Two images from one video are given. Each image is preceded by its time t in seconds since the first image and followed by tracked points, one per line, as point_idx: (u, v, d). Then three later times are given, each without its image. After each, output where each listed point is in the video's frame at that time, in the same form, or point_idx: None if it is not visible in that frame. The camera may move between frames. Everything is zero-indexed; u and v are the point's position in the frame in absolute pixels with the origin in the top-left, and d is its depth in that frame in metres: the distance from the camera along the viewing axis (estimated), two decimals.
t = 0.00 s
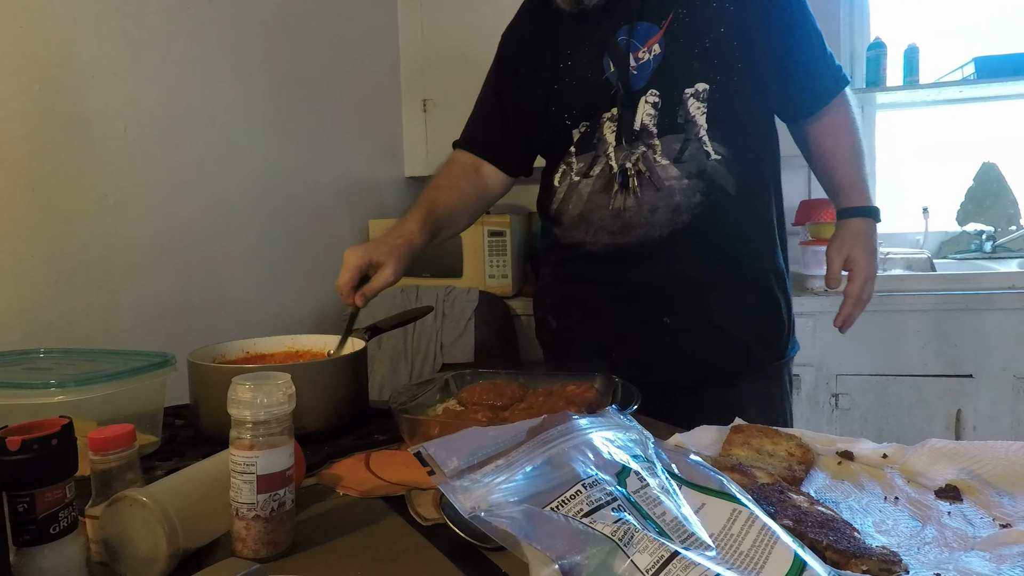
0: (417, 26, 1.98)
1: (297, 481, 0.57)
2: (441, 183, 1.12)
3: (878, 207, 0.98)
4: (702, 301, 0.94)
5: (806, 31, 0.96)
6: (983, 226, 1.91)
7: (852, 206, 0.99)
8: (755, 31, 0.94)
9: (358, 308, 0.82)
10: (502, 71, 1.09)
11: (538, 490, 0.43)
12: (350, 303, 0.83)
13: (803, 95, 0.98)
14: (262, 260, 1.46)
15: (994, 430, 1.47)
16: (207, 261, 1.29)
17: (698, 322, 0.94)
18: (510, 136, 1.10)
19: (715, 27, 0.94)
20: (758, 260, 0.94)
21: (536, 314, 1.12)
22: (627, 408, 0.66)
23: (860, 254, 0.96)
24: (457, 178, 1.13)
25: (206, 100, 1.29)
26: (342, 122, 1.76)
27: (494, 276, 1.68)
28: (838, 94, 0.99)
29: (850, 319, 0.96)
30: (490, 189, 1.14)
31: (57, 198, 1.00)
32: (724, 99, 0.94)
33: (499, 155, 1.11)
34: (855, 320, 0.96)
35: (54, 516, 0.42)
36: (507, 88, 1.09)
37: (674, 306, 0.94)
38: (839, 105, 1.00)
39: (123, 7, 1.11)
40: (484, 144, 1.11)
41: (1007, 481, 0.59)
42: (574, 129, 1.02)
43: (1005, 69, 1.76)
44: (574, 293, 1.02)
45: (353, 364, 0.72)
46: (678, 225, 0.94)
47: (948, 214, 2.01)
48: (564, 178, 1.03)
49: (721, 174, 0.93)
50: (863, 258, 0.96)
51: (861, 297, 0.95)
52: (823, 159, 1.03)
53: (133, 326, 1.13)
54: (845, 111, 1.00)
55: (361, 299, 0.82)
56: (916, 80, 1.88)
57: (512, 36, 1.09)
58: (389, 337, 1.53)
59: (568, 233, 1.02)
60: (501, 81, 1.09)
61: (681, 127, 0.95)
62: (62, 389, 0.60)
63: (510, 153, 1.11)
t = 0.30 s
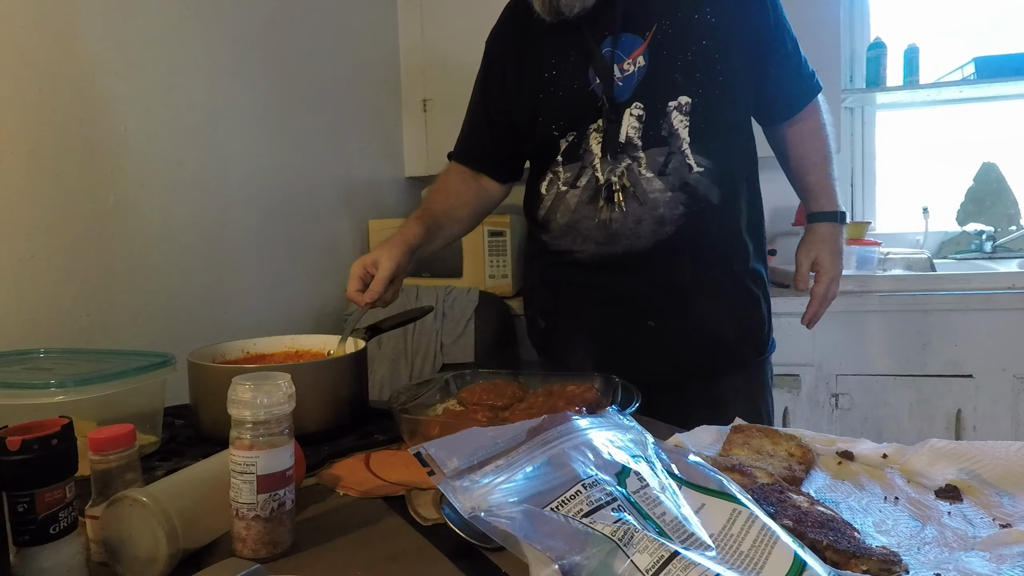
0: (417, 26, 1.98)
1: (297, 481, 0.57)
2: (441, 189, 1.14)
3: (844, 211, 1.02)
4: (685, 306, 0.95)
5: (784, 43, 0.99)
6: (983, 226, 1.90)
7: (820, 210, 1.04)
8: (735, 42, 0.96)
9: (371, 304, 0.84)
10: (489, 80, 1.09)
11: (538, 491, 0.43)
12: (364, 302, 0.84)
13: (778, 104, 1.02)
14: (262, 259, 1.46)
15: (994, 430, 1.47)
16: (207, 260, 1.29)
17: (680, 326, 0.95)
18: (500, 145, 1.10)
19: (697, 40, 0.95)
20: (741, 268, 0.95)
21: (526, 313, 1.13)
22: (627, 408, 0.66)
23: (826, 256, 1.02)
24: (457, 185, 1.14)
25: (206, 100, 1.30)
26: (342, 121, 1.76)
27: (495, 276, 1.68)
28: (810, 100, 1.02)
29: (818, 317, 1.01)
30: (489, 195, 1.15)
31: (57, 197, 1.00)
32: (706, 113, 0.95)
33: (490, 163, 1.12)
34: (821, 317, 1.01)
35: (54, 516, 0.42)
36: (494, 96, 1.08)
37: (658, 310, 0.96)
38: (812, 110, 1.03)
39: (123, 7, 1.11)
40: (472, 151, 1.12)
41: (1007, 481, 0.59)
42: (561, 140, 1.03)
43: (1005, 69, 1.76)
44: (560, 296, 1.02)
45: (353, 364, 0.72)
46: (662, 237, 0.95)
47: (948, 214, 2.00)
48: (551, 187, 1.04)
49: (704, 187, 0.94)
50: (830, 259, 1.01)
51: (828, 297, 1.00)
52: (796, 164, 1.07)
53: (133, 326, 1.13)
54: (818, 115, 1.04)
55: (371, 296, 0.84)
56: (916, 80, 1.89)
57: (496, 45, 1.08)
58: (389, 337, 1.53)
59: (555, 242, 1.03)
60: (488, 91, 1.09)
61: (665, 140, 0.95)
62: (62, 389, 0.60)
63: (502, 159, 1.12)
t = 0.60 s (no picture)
0: (417, 26, 1.98)
1: (296, 481, 0.57)
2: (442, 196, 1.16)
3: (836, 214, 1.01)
4: (674, 307, 0.95)
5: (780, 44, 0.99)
6: (983, 226, 1.91)
7: (812, 212, 1.03)
8: (724, 48, 0.96)
9: (365, 298, 0.85)
10: (485, 87, 1.09)
11: (538, 491, 0.43)
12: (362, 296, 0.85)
13: (773, 101, 1.00)
14: (262, 259, 1.46)
15: (994, 430, 1.47)
16: (207, 260, 1.29)
17: (670, 326, 0.95)
18: (499, 151, 1.11)
19: (684, 47, 0.95)
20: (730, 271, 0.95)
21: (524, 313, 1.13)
22: (627, 408, 0.66)
23: (816, 259, 1.01)
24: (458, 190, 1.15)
25: (206, 100, 1.29)
26: (343, 121, 1.76)
27: (495, 276, 1.68)
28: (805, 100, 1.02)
29: (807, 320, 1.01)
30: (491, 200, 1.16)
31: (57, 196, 1.00)
32: (693, 119, 0.95)
33: (489, 169, 1.12)
34: (812, 320, 1.00)
35: (54, 516, 0.42)
36: (491, 103, 1.09)
37: (649, 310, 0.96)
38: (806, 110, 1.03)
39: (123, 7, 1.11)
40: (472, 158, 1.12)
41: (1007, 481, 0.59)
42: (554, 145, 1.03)
43: (1004, 69, 1.76)
44: (553, 296, 1.03)
45: (353, 364, 0.72)
46: (651, 242, 0.96)
47: (948, 214, 2.00)
48: (543, 192, 1.04)
49: (692, 192, 0.94)
50: (820, 262, 1.00)
51: (818, 300, 0.99)
52: (787, 163, 1.06)
53: (133, 325, 1.13)
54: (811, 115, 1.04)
55: (367, 291, 0.85)
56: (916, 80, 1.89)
57: (491, 52, 1.09)
58: (389, 337, 1.53)
59: (547, 246, 1.04)
60: (486, 98, 1.09)
61: (653, 147, 0.96)
62: (62, 389, 0.60)
63: (500, 165, 1.12)
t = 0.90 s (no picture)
0: (417, 25, 1.98)
1: (296, 481, 0.57)
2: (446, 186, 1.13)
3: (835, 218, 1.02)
4: (671, 308, 0.95)
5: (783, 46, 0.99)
6: (983, 226, 1.90)
7: (809, 216, 1.04)
8: (723, 50, 0.96)
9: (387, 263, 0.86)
10: (486, 87, 1.09)
11: (538, 492, 0.43)
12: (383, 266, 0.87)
13: (773, 104, 1.00)
14: (261, 259, 1.46)
15: (994, 430, 1.47)
16: (207, 260, 1.29)
17: (668, 327, 0.95)
18: (498, 150, 1.11)
19: (684, 48, 0.95)
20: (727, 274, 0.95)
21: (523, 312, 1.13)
22: (627, 408, 0.66)
23: (812, 262, 1.01)
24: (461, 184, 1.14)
25: (206, 100, 1.30)
26: (343, 120, 1.76)
27: (494, 276, 1.68)
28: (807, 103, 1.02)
29: (802, 324, 1.01)
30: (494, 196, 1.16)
31: (57, 196, 1.00)
32: (692, 122, 0.95)
33: (488, 169, 1.12)
34: (806, 325, 1.00)
35: (54, 516, 0.42)
36: (490, 103, 1.08)
37: (647, 310, 0.96)
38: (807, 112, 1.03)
39: (123, 7, 1.11)
40: (470, 156, 1.12)
41: (1007, 481, 0.59)
42: (552, 146, 1.03)
43: (1004, 69, 1.76)
44: (552, 296, 1.03)
45: (353, 364, 0.72)
46: (648, 243, 0.96)
47: (948, 214, 2.00)
48: (541, 192, 1.04)
49: (689, 194, 0.95)
50: (817, 266, 1.00)
51: (813, 304, 1.00)
52: (787, 164, 1.06)
53: (133, 325, 1.13)
54: (813, 117, 1.04)
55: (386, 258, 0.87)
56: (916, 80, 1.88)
57: (492, 52, 1.09)
58: (389, 337, 1.53)
59: (546, 246, 1.04)
60: (485, 98, 1.09)
61: (651, 148, 0.96)
62: (62, 389, 0.60)
63: (499, 164, 1.12)
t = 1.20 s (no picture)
0: (417, 26, 1.98)
1: (297, 481, 0.57)
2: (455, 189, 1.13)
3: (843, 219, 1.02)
4: (679, 307, 0.95)
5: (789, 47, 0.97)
6: (983, 226, 1.90)
7: (817, 216, 1.03)
8: (733, 49, 0.96)
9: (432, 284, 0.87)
10: (493, 85, 1.09)
11: (538, 491, 0.43)
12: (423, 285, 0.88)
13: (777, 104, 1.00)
14: (261, 258, 1.46)
15: (994, 430, 1.47)
16: (207, 260, 1.29)
17: (676, 326, 0.95)
18: (504, 148, 1.11)
19: (694, 47, 0.95)
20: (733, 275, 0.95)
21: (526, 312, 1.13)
22: (627, 407, 0.66)
23: (821, 263, 1.01)
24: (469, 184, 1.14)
25: (206, 100, 1.30)
26: (343, 120, 1.76)
27: (494, 276, 1.68)
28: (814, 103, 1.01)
29: (810, 325, 1.01)
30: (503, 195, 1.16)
31: (57, 197, 1.00)
32: (702, 121, 0.95)
33: (495, 166, 1.12)
34: (814, 326, 1.00)
35: (54, 516, 0.42)
36: (497, 100, 1.09)
37: (654, 309, 0.96)
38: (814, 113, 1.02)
39: (123, 6, 1.11)
40: (476, 154, 1.12)
41: (1007, 481, 0.59)
42: (560, 144, 1.03)
43: (1004, 69, 1.76)
44: (557, 296, 1.03)
45: (353, 364, 0.72)
46: (657, 242, 0.96)
47: (948, 214, 2.00)
48: (550, 191, 1.04)
49: (698, 193, 0.94)
50: (825, 267, 1.00)
51: (821, 305, 1.00)
52: (795, 165, 1.05)
53: (133, 325, 1.13)
54: (818, 118, 1.03)
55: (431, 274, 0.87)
56: (916, 80, 1.88)
57: (499, 49, 1.09)
58: (389, 337, 1.53)
59: (553, 245, 1.04)
60: (492, 95, 1.09)
61: (661, 147, 0.96)
62: (62, 389, 0.60)
63: (507, 163, 1.12)
